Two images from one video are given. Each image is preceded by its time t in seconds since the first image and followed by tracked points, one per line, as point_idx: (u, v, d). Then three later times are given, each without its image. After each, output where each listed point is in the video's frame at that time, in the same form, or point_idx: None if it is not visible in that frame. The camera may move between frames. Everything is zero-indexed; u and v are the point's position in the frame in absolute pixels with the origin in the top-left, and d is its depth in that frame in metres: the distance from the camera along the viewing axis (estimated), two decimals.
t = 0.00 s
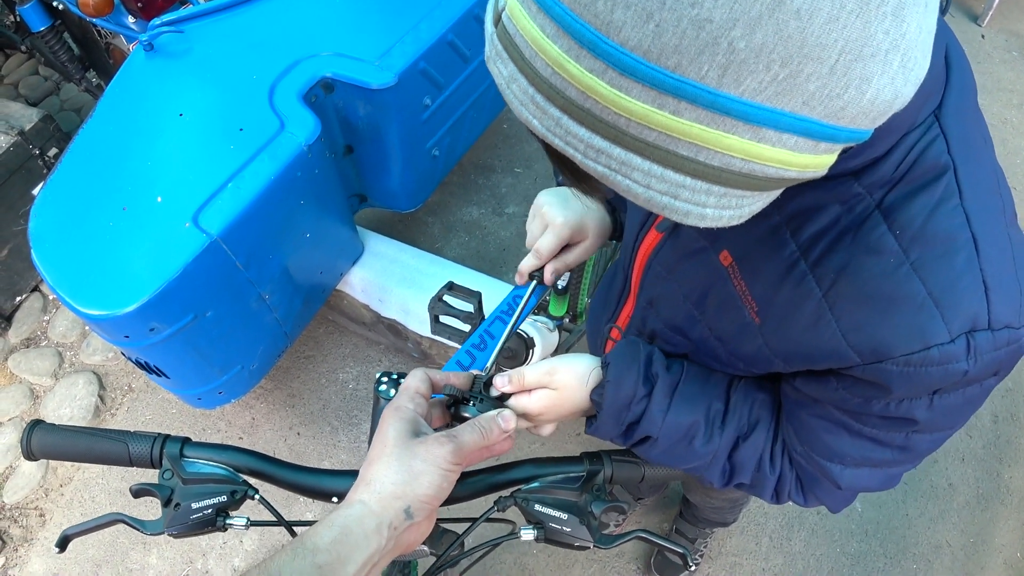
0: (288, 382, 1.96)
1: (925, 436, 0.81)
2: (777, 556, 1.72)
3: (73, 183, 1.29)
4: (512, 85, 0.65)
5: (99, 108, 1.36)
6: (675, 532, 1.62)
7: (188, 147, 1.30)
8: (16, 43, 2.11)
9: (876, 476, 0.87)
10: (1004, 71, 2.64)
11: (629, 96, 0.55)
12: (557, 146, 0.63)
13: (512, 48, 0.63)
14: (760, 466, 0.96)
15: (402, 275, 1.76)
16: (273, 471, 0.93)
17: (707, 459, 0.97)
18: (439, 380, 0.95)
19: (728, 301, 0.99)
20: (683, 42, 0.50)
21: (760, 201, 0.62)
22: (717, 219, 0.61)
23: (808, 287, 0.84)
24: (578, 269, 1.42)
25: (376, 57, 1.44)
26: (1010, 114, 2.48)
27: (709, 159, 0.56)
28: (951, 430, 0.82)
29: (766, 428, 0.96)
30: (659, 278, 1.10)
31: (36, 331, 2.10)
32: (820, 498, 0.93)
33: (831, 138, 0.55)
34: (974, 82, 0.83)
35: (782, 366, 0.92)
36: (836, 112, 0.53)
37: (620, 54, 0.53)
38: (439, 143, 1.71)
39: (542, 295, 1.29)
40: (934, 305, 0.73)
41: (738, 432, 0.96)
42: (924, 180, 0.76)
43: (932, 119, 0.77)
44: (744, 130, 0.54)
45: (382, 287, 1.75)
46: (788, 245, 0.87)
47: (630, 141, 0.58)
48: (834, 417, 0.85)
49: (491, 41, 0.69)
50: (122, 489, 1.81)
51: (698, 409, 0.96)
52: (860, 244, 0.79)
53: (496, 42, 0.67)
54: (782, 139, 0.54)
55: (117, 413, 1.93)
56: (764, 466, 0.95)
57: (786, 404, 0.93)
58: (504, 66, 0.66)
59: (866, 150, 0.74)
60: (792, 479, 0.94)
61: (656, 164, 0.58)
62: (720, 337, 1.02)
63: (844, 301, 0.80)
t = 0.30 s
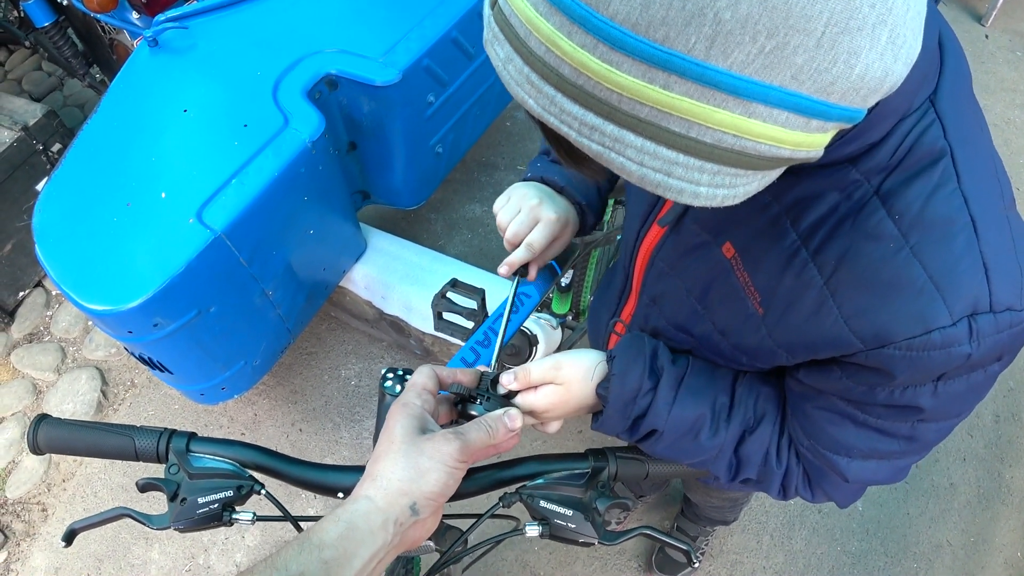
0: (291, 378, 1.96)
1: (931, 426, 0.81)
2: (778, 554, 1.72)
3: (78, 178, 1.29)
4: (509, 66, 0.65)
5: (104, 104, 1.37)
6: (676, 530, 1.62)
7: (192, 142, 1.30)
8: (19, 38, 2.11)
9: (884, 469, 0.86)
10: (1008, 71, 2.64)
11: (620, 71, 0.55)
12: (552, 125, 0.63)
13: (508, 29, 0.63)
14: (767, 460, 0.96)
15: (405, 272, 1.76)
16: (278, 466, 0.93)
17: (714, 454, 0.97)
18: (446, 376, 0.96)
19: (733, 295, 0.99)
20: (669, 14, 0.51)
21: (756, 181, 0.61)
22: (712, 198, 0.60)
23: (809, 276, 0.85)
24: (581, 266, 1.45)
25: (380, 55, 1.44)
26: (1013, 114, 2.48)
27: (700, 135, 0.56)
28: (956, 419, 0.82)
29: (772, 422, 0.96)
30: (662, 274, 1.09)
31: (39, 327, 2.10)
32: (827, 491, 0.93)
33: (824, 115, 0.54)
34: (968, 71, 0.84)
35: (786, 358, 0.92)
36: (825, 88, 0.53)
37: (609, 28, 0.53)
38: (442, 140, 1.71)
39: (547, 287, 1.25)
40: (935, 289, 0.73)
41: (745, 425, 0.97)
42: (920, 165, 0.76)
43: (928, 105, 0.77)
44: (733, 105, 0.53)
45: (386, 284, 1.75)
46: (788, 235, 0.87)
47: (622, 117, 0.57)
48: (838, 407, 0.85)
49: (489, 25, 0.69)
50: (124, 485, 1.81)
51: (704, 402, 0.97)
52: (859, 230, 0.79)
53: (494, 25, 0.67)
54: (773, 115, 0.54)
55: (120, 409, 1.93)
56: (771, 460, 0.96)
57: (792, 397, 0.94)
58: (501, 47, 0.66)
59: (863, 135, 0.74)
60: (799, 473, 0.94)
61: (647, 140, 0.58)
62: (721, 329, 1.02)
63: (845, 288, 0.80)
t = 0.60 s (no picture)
0: (291, 378, 1.97)
1: (932, 420, 0.81)
2: (778, 553, 1.72)
3: (77, 179, 1.29)
4: (505, 60, 0.65)
5: (103, 104, 1.37)
6: (676, 529, 1.63)
7: (192, 142, 1.30)
8: (19, 38, 2.11)
9: (885, 463, 0.86)
10: (1008, 71, 2.64)
11: (616, 60, 0.55)
12: (550, 117, 0.63)
13: (504, 23, 0.64)
14: (767, 457, 0.96)
15: (405, 271, 1.76)
16: (278, 466, 0.93)
17: (716, 451, 0.97)
18: (446, 375, 0.95)
19: (732, 292, 0.99)
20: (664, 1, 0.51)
21: (754, 171, 0.61)
22: (711, 188, 0.59)
23: (808, 269, 0.85)
24: (581, 266, 1.46)
25: (379, 55, 1.44)
26: (1013, 114, 2.48)
27: (696, 124, 0.56)
28: (956, 412, 0.82)
29: (773, 418, 0.96)
30: (662, 272, 1.09)
31: (39, 327, 2.10)
32: (829, 488, 0.93)
33: (819, 102, 0.55)
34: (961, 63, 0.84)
35: (787, 353, 0.92)
36: (819, 75, 0.53)
37: (604, 17, 0.53)
38: (442, 140, 1.71)
39: (547, 284, 1.22)
40: (934, 278, 0.73)
41: (745, 422, 0.97)
42: (917, 155, 0.76)
43: (921, 96, 0.77)
44: (729, 93, 0.53)
45: (385, 284, 1.75)
46: (787, 229, 0.87)
47: (620, 107, 0.57)
48: (839, 403, 0.85)
49: (485, 22, 0.69)
50: (125, 484, 1.82)
51: (704, 400, 0.97)
52: (856, 222, 0.79)
53: (491, 19, 0.67)
54: (769, 103, 0.54)
55: (120, 409, 1.93)
56: (771, 457, 0.95)
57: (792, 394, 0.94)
58: (498, 42, 0.66)
59: (858, 126, 0.74)
60: (801, 470, 0.94)
61: (645, 130, 0.57)
62: (721, 326, 1.03)
63: (845, 281, 0.81)
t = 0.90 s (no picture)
0: (289, 379, 1.97)
1: (931, 419, 0.81)
2: (777, 552, 1.72)
3: (75, 180, 1.29)
4: (511, 50, 0.65)
5: (101, 105, 1.37)
6: (675, 528, 1.63)
7: (190, 143, 1.30)
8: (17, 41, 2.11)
9: (883, 463, 0.86)
10: (1005, 69, 2.64)
11: (620, 49, 0.55)
12: (553, 107, 0.63)
13: (510, 13, 0.64)
14: (765, 456, 0.96)
15: (403, 271, 1.76)
16: (277, 466, 0.93)
17: (712, 449, 0.97)
18: (442, 373, 0.96)
19: (734, 289, 0.99)
20: None
21: (758, 164, 0.60)
22: (713, 180, 0.59)
23: (810, 266, 0.85)
24: (579, 265, 1.46)
25: (377, 54, 1.45)
26: (1011, 112, 2.48)
27: (699, 115, 0.55)
28: (956, 413, 0.82)
29: (771, 416, 0.96)
30: (665, 268, 1.10)
31: (37, 329, 2.10)
32: (826, 488, 0.93)
33: (823, 95, 0.54)
34: (966, 62, 0.84)
35: (787, 350, 0.92)
36: (823, 67, 0.53)
37: (609, 6, 0.54)
38: (440, 139, 1.71)
39: (545, 284, 1.22)
40: (936, 277, 0.73)
41: (743, 421, 0.97)
42: (922, 153, 0.76)
43: (926, 95, 0.77)
44: (733, 83, 0.53)
45: (383, 284, 1.75)
46: (790, 226, 0.87)
47: (623, 97, 0.57)
48: (838, 401, 0.85)
49: (492, 11, 0.69)
50: (124, 486, 1.81)
51: (702, 398, 0.97)
52: (860, 219, 0.79)
53: (497, 10, 0.67)
54: (772, 94, 0.53)
55: (119, 410, 1.93)
56: (769, 456, 0.95)
57: (791, 392, 0.94)
58: (504, 32, 0.66)
59: (863, 123, 0.74)
60: (798, 470, 0.94)
61: (648, 120, 0.57)
62: (722, 323, 1.03)
63: (846, 279, 0.81)
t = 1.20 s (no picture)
0: (288, 380, 1.97)
1: (935, 430, 0.81)
2: (776, 552, 1.72)
3: (73, 181, 1.29)
4: (521, 46, 0.65)
5: (99, 106, 1.37)
6: (674, 528, 1.63)
7: (188, 143, 1.30)
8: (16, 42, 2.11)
9: (884, 473, 0.86)
10: (1004, 68, 2.64)
11: (633, 49, 0.55)
12: (563, 105, 0.63)
13: (520, 8, 0.63)
14: (764, 462, 0.96)
15: (402, 272, 1.76)
16: (274, 468, 0.93)
17: (712, 455, 0.97)
18: (444, 374, 0.96)
19: (738, 294, 0.99)
20: None
21: (767, 167, 0.60)
22: (723, 182, 0.59)
23: (817, 273, 0.85)
24: (579, 265, 1.46)
25: (375, 55, 1.45)
26: (1010, 111, 2.48)
27: (711, 117, 0.55)
28: (960, 424, 0.82)
29: (771, 423, 0.96)
30: (670, 271, 1.09)
31: (36, 330, 2.10)
32: (826, 496, 0.93)
33: (835, 101, 0.54)
34: (978, 69, 0.84)
35: (791, 356, 0.92)
36: (837, 73, 0.53)
37: (624, 5, 0.53)
38: (439, 140, 1.71)
39: (543, 285, 1.22)
40: (944, 288, 0.73)
41: (744, 426, 0.97)
42: (934, 163, 0.76)
43: (940, 104, 0.77)
44: (746, 87, 0.53)
45: (382, 284, 1.75)
46: (798, 231, 0.87)
47: (634, 98, 0.57)
48: (842, 409, 0.85)
49: (503, 6, 0.68)
50: (123, 487, 1.81)
51: (703, 403, 0.97)
52: (869, 228, 0.79)
53: (507, 5, 0.67)
54: (785, 99, 0.53)
55: (118, 411, 1.93)
56: (769, 462, 0.95)
57: (794, 398, 0.94)
58: (514, 28, 0.66)
59: (874, 132, 0.74)
60: (798, 478, 0.94)
61: (659, 122, 0.57)
62: (727, 327, 1.02)
63: (854, 286, 0.81)
